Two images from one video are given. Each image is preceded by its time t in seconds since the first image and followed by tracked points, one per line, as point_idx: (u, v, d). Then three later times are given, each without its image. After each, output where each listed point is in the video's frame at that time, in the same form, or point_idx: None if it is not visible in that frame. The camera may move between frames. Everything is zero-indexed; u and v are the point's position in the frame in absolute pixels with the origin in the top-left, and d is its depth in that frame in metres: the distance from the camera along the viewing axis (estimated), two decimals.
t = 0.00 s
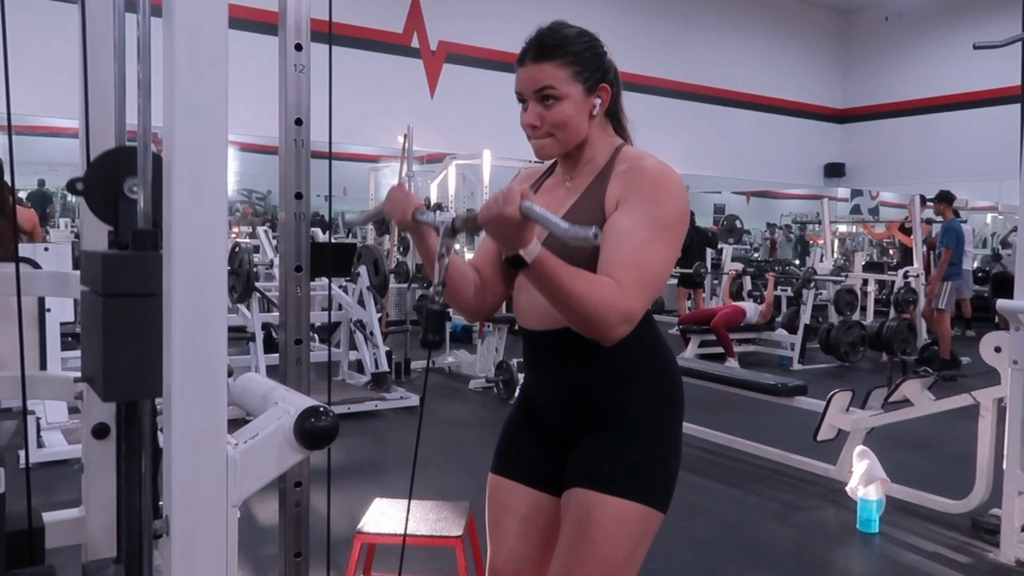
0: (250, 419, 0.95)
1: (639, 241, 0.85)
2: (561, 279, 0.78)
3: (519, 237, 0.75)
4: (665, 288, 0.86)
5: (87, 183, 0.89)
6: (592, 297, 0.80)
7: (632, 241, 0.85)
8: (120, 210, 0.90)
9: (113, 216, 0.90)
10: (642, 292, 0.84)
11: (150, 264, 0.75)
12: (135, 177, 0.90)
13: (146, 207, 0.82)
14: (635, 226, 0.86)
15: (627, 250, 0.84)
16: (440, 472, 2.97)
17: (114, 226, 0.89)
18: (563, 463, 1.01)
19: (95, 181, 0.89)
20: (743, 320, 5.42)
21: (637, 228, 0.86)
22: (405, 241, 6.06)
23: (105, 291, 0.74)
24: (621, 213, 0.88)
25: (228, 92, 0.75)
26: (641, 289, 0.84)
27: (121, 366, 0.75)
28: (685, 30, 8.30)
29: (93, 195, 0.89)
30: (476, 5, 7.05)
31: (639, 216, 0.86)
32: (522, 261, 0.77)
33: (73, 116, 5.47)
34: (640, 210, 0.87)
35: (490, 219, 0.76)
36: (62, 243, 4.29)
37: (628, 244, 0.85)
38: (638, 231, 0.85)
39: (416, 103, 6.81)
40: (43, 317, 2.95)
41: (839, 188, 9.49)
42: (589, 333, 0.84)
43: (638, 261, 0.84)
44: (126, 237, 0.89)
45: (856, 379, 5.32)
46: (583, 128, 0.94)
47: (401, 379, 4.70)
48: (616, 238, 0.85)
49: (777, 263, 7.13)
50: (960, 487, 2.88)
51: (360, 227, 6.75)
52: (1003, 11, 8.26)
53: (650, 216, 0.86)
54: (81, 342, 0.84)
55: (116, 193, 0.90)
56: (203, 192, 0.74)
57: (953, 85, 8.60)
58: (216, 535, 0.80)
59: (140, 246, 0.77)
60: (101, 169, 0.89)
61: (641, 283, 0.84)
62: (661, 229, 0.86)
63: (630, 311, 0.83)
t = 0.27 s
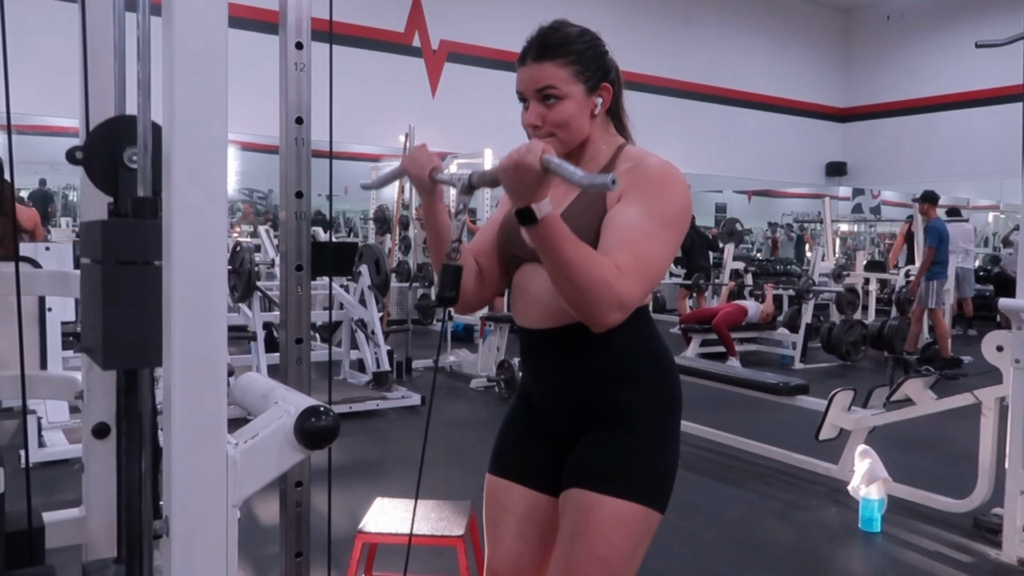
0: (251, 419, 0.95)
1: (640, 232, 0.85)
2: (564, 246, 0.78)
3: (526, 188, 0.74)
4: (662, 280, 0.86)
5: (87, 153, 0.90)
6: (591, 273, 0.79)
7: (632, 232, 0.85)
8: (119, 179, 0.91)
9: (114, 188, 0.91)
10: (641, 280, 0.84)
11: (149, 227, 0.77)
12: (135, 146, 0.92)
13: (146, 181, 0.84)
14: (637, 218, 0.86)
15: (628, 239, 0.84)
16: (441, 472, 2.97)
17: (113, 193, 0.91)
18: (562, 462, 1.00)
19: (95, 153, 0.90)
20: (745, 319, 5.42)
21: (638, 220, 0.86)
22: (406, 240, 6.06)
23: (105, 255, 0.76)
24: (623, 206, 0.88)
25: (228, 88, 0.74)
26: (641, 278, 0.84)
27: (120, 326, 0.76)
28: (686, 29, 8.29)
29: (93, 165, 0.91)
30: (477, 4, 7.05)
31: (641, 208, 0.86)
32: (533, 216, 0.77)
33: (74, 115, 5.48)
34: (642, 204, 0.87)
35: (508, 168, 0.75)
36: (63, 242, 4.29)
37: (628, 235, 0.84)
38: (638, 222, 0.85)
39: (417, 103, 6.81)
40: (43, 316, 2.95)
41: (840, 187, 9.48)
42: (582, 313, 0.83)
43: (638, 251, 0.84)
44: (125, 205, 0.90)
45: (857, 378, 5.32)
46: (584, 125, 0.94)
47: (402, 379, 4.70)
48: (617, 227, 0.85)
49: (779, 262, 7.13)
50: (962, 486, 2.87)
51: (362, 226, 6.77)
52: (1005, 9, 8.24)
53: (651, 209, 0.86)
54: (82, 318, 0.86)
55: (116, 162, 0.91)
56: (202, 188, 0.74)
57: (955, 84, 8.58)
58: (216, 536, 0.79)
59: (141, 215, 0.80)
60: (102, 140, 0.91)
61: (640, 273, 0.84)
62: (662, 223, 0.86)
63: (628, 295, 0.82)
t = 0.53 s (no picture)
0: (252, 414, 0.95)
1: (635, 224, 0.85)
2: (565, 226, 0.79)
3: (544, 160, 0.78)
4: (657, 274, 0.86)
5: (88, 128, 1.00)
6: (585, 253, 0.79)
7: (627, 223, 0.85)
8: (119, 153, 1.01)
9: (115, 159, 1.01)
10: (637, 272, 0.84)
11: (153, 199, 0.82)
12: (136, 122, 1.01)
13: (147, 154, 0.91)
14: (634, 211, 0.86)
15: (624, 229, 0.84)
16: (442, 469, 2.97)
17: (115, 166, 1.01)
18: (558, 461, 1.00)
19: (97, 125, 1.00)
20: (745, 317, 5.42)
21: (634, 212, 0.86)
22: (407, 237, 6.06)
23: (112, 226, 0.81)
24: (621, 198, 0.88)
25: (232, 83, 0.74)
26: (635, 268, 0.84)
27: (124, 293, 0.80)
28: (688, 26, 8.28)
29: (95, 136, 1.00)
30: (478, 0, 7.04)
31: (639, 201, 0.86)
32: (543, 183, 0.78)
33: (75, 111, 5.47)
34: (639, 198, 0.87)
35: (527, 133, 0.79)
36: (64, 238, 4.29)
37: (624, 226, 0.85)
38: (636, 214, 0.85)
39: (418, 100, 6.80)
40: (45, 313, 2.95)
41: (842, 185, 9.47)
42: (575, 298, 0.83)
43: (632, 241, 0.84)
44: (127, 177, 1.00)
45: (858, 376, 5.32)
46: (583, 121, 0.94)
47: (403, 376, 4.70)
48: (613, 220, 0.85)
49: (780, 261, 7.12)
50: (963, 485, 2.87)
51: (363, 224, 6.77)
52: (1007, 8, 8.23)
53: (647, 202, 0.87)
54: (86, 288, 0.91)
55: (118, 136, 1.01)
56: (206, 182, 0.74)
57: (957, 83, 8.57)
58: (217, 530, 0.79)
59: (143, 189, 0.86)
60: (103, 115, 1.01)
61: (634, 263, 0.84)
62: (658, 217, 0.86)
63: (622, 284, 0.83)
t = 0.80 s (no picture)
0: (249, 417, 0.95)
1: (626, 223, 0.84)
2: (561, 226, 0.79)
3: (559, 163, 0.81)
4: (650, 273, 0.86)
5: (89, 121, 1.01)
6: (575, 252, 0.80)
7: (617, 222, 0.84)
8: (118, 145, 1.01)
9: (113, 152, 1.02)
10: (629, 272, 0.84)
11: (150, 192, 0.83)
12: (133, 115, 1.02)
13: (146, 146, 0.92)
14: (624, 210, 0.85)
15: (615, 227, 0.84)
16: (441, 471, 2.97)
17: (113, 159, 1.01)
18: (554, 466, 1.00)
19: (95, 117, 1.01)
20: (746, 320, 5.41)
21: (624, 210, 0.85)
22: (407, 239, 6.06)
23: (110, 219, 0.82)
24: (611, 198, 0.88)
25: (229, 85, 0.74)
26: (626, 267, 0.83)
27: (121, 286, 0.81)
28: (689, 29, 8.28)
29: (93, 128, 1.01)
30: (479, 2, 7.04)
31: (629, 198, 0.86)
32: (549, 174, 0.79)
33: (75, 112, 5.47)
34: (629, 197, 0.86)
35: (541, 129, 0.82)
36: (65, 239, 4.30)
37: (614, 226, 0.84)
38: (626, 213, 0.85)
39: (418, 102, 6.80)
40: (44, 313, 2.96)
41: (843, 188, 9.47)
42: (569, 300, 0.83)
43: (623, 241, 0.83)
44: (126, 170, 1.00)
45: (859, 379, 5.31)
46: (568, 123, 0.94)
47: (403, 378, 4.69)
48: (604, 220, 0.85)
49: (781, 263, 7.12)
50: (963, 489, 2.86)
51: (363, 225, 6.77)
52: (1010, 11, 8.22)
53: (637, 199, 0.86)
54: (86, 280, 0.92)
55: (116, 128, 1.02)
56: (201, 183, 0.74)
57: (959, 86, 8.56)
58: (212, 534, 0.79)
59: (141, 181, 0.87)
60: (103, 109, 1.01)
61: (624, 263, 0.83)
62: (649, 215, 0.86)
63: (615, 284, 0.82)
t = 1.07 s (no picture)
0: (239, 419, 0.94)
1: (619, 234, 0.84)
2: (548, 258, 0.77)
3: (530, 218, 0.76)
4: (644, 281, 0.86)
5: (74, 159, 0.81)
6: (570, 280, 0.79)
7: (610, 233, 0.84)
8: (106, 183, 0.81)
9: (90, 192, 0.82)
10: (623, 282, 0.83)
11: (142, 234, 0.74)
12: (123, 152, 0.82)
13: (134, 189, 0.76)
14: (613, 218, 0.85)
15: (609, 239, 0.84)
16: (432, 473, 2.96)
17: (99, 199, 0.80)
18: (548, 467, 1.00)
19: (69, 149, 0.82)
20: (736, 320, 5.43)
21: (615, 220, 0.85)
22: (398, 240, 6.05)
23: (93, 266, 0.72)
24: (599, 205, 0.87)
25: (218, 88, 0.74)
26: (623, 279, 0.83)
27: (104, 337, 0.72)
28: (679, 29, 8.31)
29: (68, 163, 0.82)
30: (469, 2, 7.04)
31: (617, 206, 0.86)
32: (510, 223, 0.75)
33: (63, 112, 5.44)
34: (618, 204, 0.86)
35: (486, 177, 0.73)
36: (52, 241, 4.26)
37: (608, 237, 0.84)
38: (617, 223, 0.85)
39: (408, 102, 6.79)
40: (31, 315, 2.93)
41: (832, 188, 9.52)
42: (567, 322, 0.82)
43: (617, 252, 0.83)
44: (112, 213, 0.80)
45: (848, 379, 5.34)
46: (551, 125, 0.94)
47: (393, 379, 4.68)
48: (595, 230, 0.84)
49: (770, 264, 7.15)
50: (951, 488, 2.88)
51: (353, 226, 6.76)
52: (996, 13, 8.29)
53: (627, 208, 0.86)
54: (72, 323, 0.82)
55: (105, 166, 0.82)
56: (191, 185, 0.73)
57: (946, 87, 8.63)
58: (203, 538, 0.79)
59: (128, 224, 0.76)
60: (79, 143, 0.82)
61: (622, 275, 0.83)
62: (638, 221, 0.86)
63: (612, 299, 0.82)
